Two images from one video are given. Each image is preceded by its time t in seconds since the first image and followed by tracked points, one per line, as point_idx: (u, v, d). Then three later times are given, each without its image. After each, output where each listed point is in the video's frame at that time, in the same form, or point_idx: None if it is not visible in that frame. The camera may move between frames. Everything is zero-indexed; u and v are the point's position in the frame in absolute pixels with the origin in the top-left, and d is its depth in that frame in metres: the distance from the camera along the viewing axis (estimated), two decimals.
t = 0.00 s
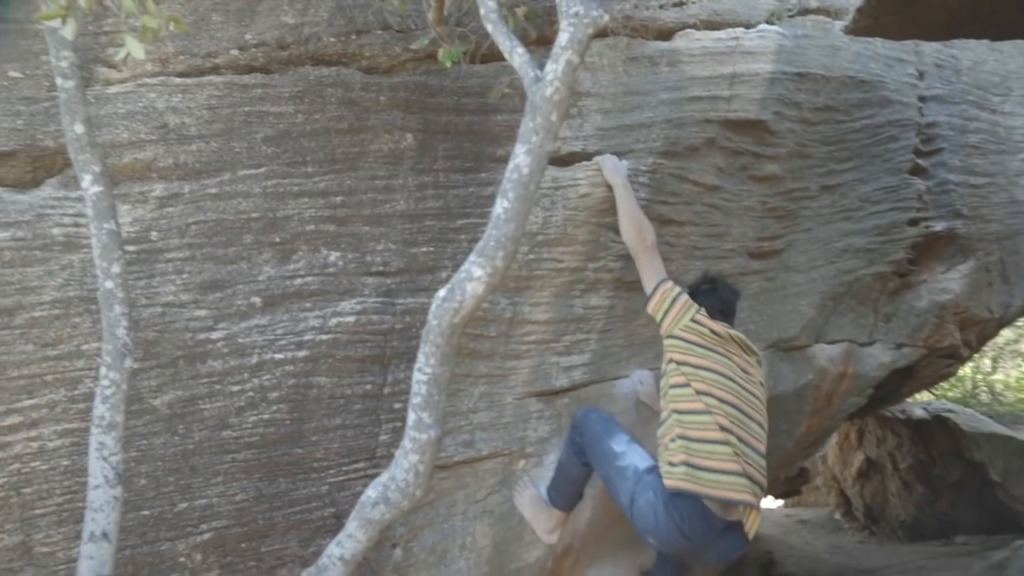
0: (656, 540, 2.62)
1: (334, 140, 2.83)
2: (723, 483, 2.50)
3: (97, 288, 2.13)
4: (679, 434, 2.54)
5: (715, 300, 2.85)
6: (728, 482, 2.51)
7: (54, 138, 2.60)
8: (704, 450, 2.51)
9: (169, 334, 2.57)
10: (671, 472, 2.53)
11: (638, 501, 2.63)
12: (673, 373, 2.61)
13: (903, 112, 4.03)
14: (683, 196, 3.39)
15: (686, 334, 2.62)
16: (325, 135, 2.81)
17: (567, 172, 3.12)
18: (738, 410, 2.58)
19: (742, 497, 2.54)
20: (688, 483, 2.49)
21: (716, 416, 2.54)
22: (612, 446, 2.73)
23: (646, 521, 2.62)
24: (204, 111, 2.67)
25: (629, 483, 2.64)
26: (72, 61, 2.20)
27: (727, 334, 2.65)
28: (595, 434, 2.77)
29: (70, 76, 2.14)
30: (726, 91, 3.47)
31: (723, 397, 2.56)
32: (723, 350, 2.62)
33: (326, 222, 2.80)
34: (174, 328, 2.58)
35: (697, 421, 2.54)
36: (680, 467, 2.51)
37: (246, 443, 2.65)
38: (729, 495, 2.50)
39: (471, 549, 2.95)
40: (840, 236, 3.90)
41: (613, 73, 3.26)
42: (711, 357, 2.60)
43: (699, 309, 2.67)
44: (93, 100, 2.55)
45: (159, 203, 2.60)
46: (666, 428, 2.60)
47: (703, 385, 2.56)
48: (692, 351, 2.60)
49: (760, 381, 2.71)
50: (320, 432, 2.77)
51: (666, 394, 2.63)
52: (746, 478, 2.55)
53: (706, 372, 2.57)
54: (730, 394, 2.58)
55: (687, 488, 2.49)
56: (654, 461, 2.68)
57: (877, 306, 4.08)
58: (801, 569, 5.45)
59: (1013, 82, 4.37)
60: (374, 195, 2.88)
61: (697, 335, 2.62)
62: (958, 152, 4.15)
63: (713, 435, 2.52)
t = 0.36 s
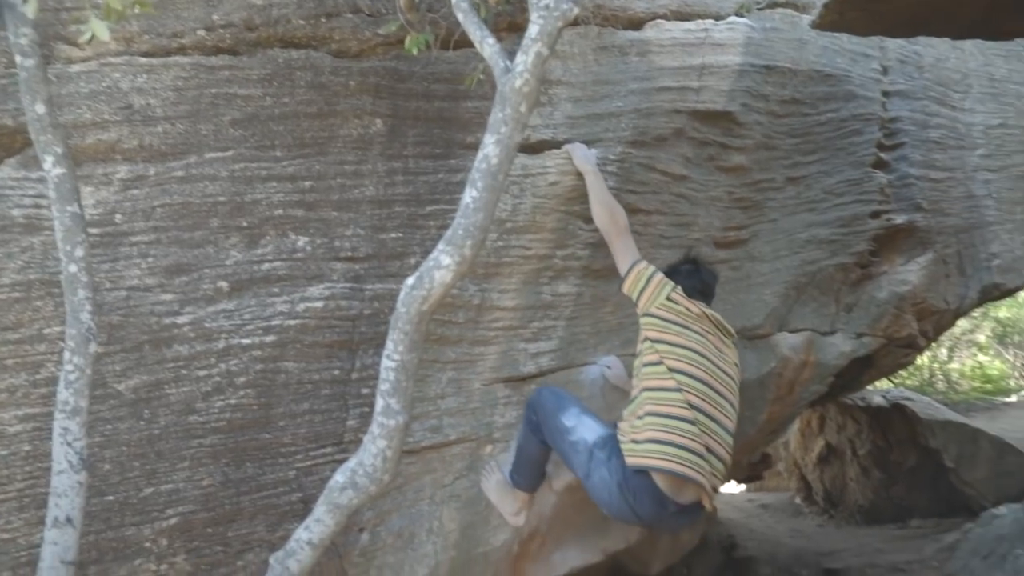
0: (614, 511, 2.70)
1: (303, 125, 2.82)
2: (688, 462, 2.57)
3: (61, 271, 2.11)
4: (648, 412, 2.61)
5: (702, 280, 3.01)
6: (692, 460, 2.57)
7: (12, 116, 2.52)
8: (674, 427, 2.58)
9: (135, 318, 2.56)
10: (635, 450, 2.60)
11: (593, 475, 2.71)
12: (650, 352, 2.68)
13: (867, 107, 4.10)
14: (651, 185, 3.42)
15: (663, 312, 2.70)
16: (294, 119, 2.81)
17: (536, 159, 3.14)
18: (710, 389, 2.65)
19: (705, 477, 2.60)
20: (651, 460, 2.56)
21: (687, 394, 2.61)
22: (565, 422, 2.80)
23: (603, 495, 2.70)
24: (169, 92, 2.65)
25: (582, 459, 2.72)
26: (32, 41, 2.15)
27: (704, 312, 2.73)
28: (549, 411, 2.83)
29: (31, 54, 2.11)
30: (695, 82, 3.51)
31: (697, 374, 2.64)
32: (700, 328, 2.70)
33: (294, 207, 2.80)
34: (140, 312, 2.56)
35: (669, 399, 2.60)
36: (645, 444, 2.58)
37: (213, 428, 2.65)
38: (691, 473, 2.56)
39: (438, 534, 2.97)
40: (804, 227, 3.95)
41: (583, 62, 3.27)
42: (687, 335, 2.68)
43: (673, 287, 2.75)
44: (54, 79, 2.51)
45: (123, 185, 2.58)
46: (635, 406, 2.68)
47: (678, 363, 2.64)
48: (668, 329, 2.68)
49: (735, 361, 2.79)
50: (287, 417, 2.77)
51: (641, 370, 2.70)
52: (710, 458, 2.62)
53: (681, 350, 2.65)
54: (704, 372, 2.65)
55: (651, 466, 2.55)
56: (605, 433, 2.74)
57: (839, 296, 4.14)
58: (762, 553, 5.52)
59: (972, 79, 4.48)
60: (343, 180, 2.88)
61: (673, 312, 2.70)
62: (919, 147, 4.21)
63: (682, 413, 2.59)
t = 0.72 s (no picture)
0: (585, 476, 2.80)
1: (281, 109, 2.81)
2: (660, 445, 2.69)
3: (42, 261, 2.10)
4: (628, 393, 2.67)
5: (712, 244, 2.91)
6: (666, 443, 2.69)
7: None
8: (653, 411, 2.66)
9: (116, 306, 2.55)
10: (613, 430, 2.68)
11: (567, 444, 2.78)
12: (634, 327, 2.71)
13: (844, 85, 4.12)
14: (630, 165, 3.43)
15: (651, 287, 2.71)
16: (271, 104, 2.80)
17: (515, 141, 3.14)
18: (688, 368, 2.73)
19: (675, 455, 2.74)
20: (628, 443, 2.66)
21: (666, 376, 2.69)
22: (532, 391, 2.86)
23: (577, 462, 2.78)
24: (144, 78, 2.62)
25: (554, 428, 2.79)
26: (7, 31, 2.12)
27: (691, 286, 2.75)
28: (515, 377, 2.89)
29: (3, 41, 2.07)
30: (673, 62, 3.52)
31: (677, 355, 2.71)
32: (687, 303, 2.73)
33: (274, 192, 2.79)
34: (120, 301, 2.55)
35: (649, 382, 2.67)
36: (623, 427, 2.66)
37: (197, 416, 2.65)
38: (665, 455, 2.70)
39: (424, 515, 2.99)
40: (782, 206, 3.97)
41: (561, 43, 3.27)
42: (672, 312, 2.71)
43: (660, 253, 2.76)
44: (26, 65, 2.48)
45: (100, 172, 2.57)
46: (613, 382, 2.73)
47: (660, 342, 2.69)
48: (654, 306, 2.70)
49: (714, 333, 2.84)
50: (271, 403, 2.77)
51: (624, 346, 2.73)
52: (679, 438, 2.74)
53: (665, 329, 2.70)
54: (684, 352, 2.72)
55: (628, 449, 2.66)
56: (573, 401, 2.83)
57: (817, 273, 4.16)
58: (745, 528, 5.58)
59: (947, 56, 4.57)
60: (323, 164, 2.87)
61: (661, 287, 2.71)
62: (895, 124, 4.26)
63: (662, 396, 2.68)
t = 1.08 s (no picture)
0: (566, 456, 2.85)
1: (271, 115, 2.81)
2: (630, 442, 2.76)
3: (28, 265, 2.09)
4: (604, 392, 2.71)
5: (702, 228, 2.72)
6: (639, 439, 2.77)
7: None
8: (627, 410, 2.72)
9: (102, 311, 2.54)
10: (588, 424, 2.73)
11: (548, 428, 2.82)
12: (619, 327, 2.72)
13: (831, 95, 4.14)
14: (618, 174, 3.43)
15: (639, 288, 2.70)
16: (261, 109, 2.79)
17: (505, 149, 3.14)
18: (670, 367, 2.74)
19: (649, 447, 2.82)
20: (601, 438, 2.73)
21: (645, 377, 2.71)
22: (510, 378, 2.88)
23: (558, 445, 2.82)
24: (134, 82, 2.62)
25: (536, 414, 2.81)
26: None
27: (681, 283, 2.72)
28: (491, 367, 2.92)
29: None
30: (662, 71, 3.54)
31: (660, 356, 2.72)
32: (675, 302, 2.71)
33: (263, 199, 2.78)
34: (107, 306, 2.54)
35: (627, 383, 2.70)
36: (597, 424, 2.71)
37: (184, 422, 2.63)
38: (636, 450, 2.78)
39: (411, 523, 2.98)
40: (770, 215, 3.98)
41: (551, 51, 3.28)
42: (660, 313, 2.70)
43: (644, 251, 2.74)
44: (14, 69, 2.48)
45: (88, 177, 2.56)
46: (591, 377, 2.75)
47: (642, 344, 2.70)
48: (641, 308, 2.69)
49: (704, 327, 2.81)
50: (258, 409, 2.76)
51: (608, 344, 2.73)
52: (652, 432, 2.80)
53: (650, 331, 2.70)
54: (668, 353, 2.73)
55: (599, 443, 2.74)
56: (551, 387, 2.85)
57: (805, 282, 4.17)
58: (732, 537, 5.59)
59: (932, 68, 4.62)
60: (312, 170, 2.87)
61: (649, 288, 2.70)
62: (881, 135, 4.30)
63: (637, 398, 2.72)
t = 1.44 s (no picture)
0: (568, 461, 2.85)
1: (268, 125, 2.81)
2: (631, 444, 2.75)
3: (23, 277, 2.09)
4: (603, 397, 2.70)
5: (691, 235, 2.60)
6: (641, 441, 2.77)
7: None
8: (628, 415, 2.71)
9: (97, 322, 2.54)
10: (589, 428, 2.73)
11: (548, 433, 2.83)
12: (612, 338, 2.69)
13: (826, 106, 4.16)
14: (615, 185, 3.44)
15: (629, 300, 2.64)
16: (259, 120, 2.80)
17: (501, 160, 3.15)
18: (671, 373, 2.71)
19: (652, 445, 2.83)
20: (603, 441, 2.74)
21: (643, 386, 2.69)
22: (511, 386, 2.92)
23: (559, 450, 2.83)
24: (131, 92, 2.62)
25: (535, 419, 2.84)
26: None
27: (672, 290, 2.64)
28: (492, 376, 2.97)
29: None
30: (658, 83, 3.55)
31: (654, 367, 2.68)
32: (668, 312, 2.64)
33: (260, 209, 2.78)
34: (102, 317, 2.54)
35: (625, 390, 2.68)
36: (599, 428, 2.71)
37: (178, 433, 2.63)
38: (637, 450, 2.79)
39: (406, 534, 2.98)
40: (765, 225, 3.99)
41: (547, 63, 3.29)
42: (652, 323, 2.64)
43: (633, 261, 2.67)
44: (12, 79, 2.48)
45: (84, 187, 2.56)
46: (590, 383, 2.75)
47: (636, 354, 2.67)
48: (633, 319, 2.64)
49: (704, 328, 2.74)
50: (253, 420, 2.76)
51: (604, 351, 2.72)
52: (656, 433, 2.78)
53: (643, 344, 2.66)
54: (663, 363, 2.69)
55: (600, 445, 2.75)
56: (551, 392, 2.88)
57: (800, 292, 4.17)
58: (728, 547, 5.58)
59: (926, 79, 4.65)
60: (309, 181, 2.87)
61: (639, 300, 2.64)
62: (875, 146, 4.32)
63: (636, 406, 2.70)
